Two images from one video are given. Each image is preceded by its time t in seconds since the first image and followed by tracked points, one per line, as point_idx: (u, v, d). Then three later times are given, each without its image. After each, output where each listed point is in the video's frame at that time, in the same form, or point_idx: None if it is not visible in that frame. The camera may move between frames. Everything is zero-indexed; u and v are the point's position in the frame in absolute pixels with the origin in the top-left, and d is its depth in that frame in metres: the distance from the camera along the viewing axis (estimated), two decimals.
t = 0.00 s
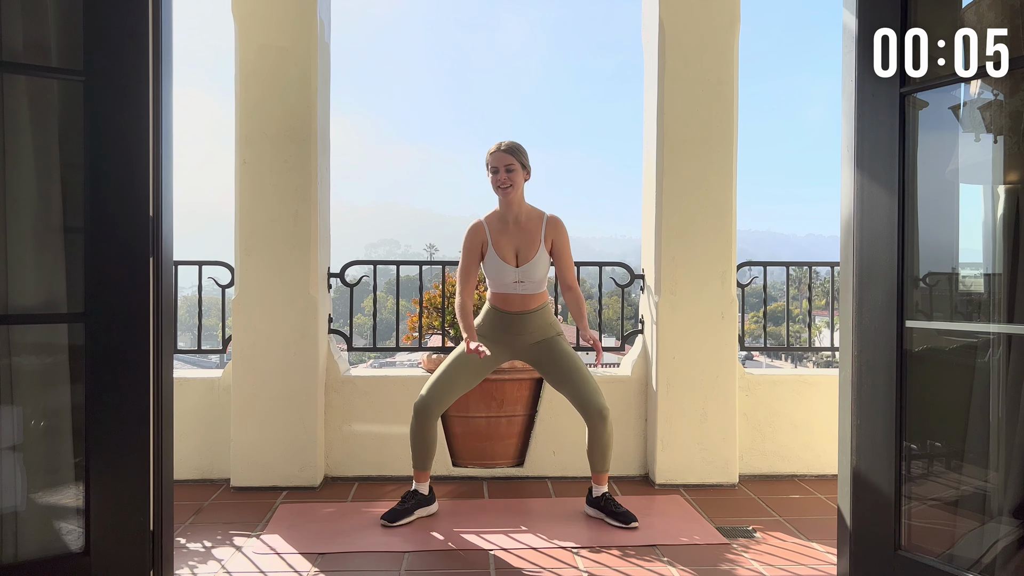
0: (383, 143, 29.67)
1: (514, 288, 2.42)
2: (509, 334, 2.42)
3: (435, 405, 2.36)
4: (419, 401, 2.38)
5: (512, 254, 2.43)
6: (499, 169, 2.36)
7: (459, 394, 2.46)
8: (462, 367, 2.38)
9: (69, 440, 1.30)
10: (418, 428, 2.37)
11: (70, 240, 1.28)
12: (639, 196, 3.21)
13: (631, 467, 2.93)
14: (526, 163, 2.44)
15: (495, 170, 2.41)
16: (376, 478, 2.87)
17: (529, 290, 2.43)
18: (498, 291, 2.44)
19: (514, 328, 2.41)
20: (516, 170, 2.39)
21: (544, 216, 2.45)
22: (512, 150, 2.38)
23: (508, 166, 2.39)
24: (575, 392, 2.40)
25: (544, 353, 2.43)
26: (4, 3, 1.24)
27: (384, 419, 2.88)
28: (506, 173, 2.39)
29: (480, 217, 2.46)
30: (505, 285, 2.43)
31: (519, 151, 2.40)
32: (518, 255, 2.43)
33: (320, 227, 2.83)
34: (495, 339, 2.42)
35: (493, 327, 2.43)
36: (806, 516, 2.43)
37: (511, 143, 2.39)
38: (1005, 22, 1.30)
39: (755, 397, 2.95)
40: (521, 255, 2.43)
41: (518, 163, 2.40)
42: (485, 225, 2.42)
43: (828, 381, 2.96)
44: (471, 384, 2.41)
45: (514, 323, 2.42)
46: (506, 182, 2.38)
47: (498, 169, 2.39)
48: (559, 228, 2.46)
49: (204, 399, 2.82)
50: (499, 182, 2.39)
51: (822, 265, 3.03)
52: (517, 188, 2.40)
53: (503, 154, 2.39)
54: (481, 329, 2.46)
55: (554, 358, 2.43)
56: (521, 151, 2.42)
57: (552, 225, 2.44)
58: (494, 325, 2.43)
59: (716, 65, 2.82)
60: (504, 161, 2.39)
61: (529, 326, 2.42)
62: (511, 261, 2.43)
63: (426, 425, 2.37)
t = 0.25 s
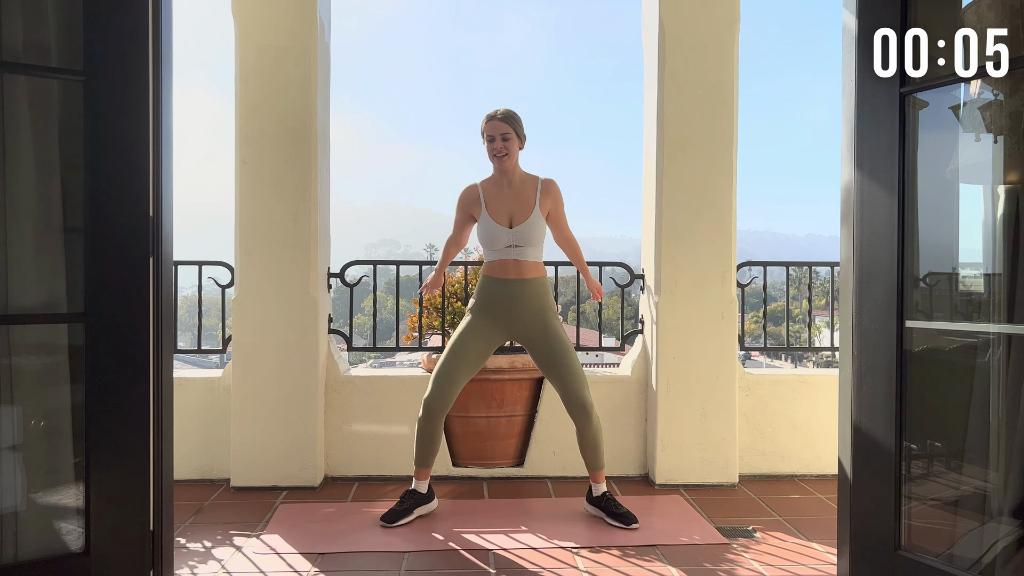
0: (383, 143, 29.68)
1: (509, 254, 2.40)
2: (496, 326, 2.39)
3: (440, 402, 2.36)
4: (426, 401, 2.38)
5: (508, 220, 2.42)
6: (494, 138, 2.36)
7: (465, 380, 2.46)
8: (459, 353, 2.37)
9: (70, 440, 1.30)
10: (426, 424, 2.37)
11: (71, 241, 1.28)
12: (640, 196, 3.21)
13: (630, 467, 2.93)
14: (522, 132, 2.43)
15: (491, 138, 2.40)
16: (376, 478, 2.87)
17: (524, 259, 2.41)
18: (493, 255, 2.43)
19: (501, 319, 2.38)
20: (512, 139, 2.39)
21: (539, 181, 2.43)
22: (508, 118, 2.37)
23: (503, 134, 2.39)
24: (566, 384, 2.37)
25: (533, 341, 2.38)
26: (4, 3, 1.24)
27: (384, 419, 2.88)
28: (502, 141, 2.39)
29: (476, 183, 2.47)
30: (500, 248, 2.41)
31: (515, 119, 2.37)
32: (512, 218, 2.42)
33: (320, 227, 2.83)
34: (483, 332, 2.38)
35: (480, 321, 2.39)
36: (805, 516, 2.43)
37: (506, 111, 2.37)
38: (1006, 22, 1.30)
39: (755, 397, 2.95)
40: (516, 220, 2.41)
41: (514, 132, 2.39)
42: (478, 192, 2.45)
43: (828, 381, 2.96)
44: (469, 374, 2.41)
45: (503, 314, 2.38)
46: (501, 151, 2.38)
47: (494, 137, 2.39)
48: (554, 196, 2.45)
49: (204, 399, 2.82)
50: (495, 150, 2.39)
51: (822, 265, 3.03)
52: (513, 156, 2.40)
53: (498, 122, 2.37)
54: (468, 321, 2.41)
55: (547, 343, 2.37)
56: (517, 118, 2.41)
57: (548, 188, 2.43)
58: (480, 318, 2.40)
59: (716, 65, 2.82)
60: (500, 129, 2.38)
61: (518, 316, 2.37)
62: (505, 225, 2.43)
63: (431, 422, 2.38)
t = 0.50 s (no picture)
0: (383, 143, 29.67)
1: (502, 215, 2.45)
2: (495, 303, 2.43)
3: (452, 382, 2.42)
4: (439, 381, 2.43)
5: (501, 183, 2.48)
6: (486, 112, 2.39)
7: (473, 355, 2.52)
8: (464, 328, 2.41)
9: (69, 440, 1.30)
10: (438, 401, 2.44)
11: (70, 241, 1.28)
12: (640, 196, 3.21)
13: (630, 467, 2.93)
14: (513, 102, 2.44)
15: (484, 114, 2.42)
16: (376, 477, 2.87)
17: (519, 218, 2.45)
18: (487, 214, 2.48)
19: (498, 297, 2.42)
20: (503, 111, 2.41)
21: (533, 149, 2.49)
22: (499, 91, 2.38)
23: (495, 110, 2.41)
24: (561, 357, 2.41)
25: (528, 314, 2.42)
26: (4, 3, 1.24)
27: (384, 419, 2.88)
28: (495, 116, 2.41)
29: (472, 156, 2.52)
30: (492, 205, 2.46)
31: (505, 91, 2.40)
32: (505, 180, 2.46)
33: (320, 227, 2.84)
34: (482, 312, 2.42)
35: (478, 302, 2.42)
36: (805, 516, 2.43)
37: (497, 83, 2.39)
38: (1006, 21, 1.30)
39: (755, 397, 2.95)
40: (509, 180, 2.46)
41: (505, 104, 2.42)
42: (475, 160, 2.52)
43: (828, 381, 2.96)
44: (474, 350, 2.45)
45: (501, 288, 2.41)
46: (495, 126, 2.41)
47: (486, 113, 2.40)
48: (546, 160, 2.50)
49: (203, 399, 2.82)
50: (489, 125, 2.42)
51: (822, 265, 3.03)
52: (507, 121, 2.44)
53: (490, 98, 2.39)
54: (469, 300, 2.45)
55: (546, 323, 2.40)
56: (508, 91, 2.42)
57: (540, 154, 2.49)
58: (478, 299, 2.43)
59: (716, 65, 2.82)
60: (492, 105, 2.40)
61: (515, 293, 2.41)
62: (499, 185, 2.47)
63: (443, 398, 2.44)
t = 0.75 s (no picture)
0: (383, 143, 29.68)
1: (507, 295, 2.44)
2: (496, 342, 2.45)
3: (434, 402, 2.40)
4: (417, 398, 2.41)
5: (504, 260, 2.45)
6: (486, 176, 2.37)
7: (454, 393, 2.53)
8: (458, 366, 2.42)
9: (70, 439, 1.30)
10: (416, 424, 2.40)
11: (70, 240, 1.28)
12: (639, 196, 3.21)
13: (630, 467, 2.93)
14: (514, 169, 2.45)
15: (483, 177, 2.42)
16: (376, 478, 2.87)
17: (524, 294, 2.44)
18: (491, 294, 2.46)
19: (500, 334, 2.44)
20: (505, 176, 2.41)
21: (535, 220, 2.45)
22: (501, 157, 2.39)
23: (496, 173, 2.41)
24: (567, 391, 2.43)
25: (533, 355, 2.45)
26: (4, 3, 1.24)
27: (384, 419, 2.88)
28: (496, 180, 2.40)
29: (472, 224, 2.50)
30: (499, 291, 2.44)
31: (507, 158, 2.41)
32: (510, 263, 2.45)
33: (320, 227, 2.84)
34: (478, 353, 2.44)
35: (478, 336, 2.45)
36: (805, 516, 2.43)
37: (498, 150, 2.41)
38: (1006, 21, 1.30)
39: (755, 397, 2.95)
40: (514, 261, 2.45)
41: (506, 169, 2.42)
42: (475, 233, 2.47)
43: (828, 381, 2.96)
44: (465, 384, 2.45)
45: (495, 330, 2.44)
46: (495, 190, 2.40)
47: (487, 177, 2.40)
48: (550, 233, 2.47)
49: (204, 399, 2.82)
50: (488, 188, 2.40)
51: (822, 265, 3.02)
52: (507, 194, 2.42)
53: (491, 162, 2.39)
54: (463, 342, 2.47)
55: (546, 356, 2.45)
56: (509, 157, 2.43)
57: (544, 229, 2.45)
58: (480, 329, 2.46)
59: (716, 65, 2.82)
60: (493, 168, 2.40)
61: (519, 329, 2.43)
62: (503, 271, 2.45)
63: (424, 423, 2.41)
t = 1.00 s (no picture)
0: (383, 143, 29.68)
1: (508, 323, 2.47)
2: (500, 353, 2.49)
3: (430, 401, 2.41)
4: (412, 395, 2.42)
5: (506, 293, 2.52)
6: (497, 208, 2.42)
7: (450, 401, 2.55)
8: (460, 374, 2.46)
9: (70, 439, 1.30)
10: (412, 418, 2.40)
11: (70, 240, 1.28)
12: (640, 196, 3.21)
13: (630, 467, 2.93)
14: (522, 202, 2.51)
15: (494, 208, 2.46)
16: (376, 478, 2.87)
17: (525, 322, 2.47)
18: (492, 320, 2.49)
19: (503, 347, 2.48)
20: (513, 209, 2.45)
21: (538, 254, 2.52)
22: (510, 190, 2.45)
23: (505, 205, 2.45)
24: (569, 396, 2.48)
25: (535, 372, 2.51)
26: (4, 2, 1.24)
27: (384, 419, 2.88)
28: (504, 211, 2.45)
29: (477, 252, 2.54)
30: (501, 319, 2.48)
31: (516, 191, 2.46)
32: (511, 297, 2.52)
33: (320, 228, 2.84)
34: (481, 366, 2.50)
35: (482, 348, 2.50)
36: (805, 516, 2.43)
37: (508, 184, 2.45)
38: (1006, 21, 1.30)
39: (755, 397, 2.95)
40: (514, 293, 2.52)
41: (515, 201, 2.47)
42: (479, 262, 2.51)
43: (828, 381, 2.96)
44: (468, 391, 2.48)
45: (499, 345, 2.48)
46: (506, 221, 2.45)
47: (496, 208, 2.45)
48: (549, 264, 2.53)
49: (204, 399, 2.82)
50: (498, 221, 2.46)
51: (822, 265, 3.02)
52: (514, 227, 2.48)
53: (500, 194, 2.44)
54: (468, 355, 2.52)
55: (548, 367, 2.50)
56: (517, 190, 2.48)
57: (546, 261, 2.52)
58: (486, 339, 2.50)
59: (716, 65, 2.82)
60: (503, 200, 2.44)
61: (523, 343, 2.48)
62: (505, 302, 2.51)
63: (419, 422, 2.41)
